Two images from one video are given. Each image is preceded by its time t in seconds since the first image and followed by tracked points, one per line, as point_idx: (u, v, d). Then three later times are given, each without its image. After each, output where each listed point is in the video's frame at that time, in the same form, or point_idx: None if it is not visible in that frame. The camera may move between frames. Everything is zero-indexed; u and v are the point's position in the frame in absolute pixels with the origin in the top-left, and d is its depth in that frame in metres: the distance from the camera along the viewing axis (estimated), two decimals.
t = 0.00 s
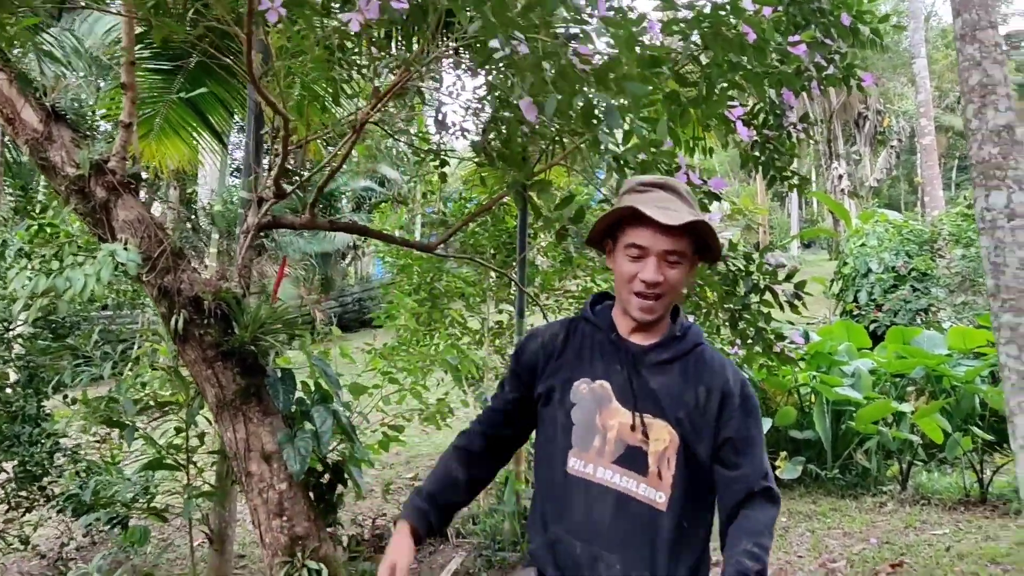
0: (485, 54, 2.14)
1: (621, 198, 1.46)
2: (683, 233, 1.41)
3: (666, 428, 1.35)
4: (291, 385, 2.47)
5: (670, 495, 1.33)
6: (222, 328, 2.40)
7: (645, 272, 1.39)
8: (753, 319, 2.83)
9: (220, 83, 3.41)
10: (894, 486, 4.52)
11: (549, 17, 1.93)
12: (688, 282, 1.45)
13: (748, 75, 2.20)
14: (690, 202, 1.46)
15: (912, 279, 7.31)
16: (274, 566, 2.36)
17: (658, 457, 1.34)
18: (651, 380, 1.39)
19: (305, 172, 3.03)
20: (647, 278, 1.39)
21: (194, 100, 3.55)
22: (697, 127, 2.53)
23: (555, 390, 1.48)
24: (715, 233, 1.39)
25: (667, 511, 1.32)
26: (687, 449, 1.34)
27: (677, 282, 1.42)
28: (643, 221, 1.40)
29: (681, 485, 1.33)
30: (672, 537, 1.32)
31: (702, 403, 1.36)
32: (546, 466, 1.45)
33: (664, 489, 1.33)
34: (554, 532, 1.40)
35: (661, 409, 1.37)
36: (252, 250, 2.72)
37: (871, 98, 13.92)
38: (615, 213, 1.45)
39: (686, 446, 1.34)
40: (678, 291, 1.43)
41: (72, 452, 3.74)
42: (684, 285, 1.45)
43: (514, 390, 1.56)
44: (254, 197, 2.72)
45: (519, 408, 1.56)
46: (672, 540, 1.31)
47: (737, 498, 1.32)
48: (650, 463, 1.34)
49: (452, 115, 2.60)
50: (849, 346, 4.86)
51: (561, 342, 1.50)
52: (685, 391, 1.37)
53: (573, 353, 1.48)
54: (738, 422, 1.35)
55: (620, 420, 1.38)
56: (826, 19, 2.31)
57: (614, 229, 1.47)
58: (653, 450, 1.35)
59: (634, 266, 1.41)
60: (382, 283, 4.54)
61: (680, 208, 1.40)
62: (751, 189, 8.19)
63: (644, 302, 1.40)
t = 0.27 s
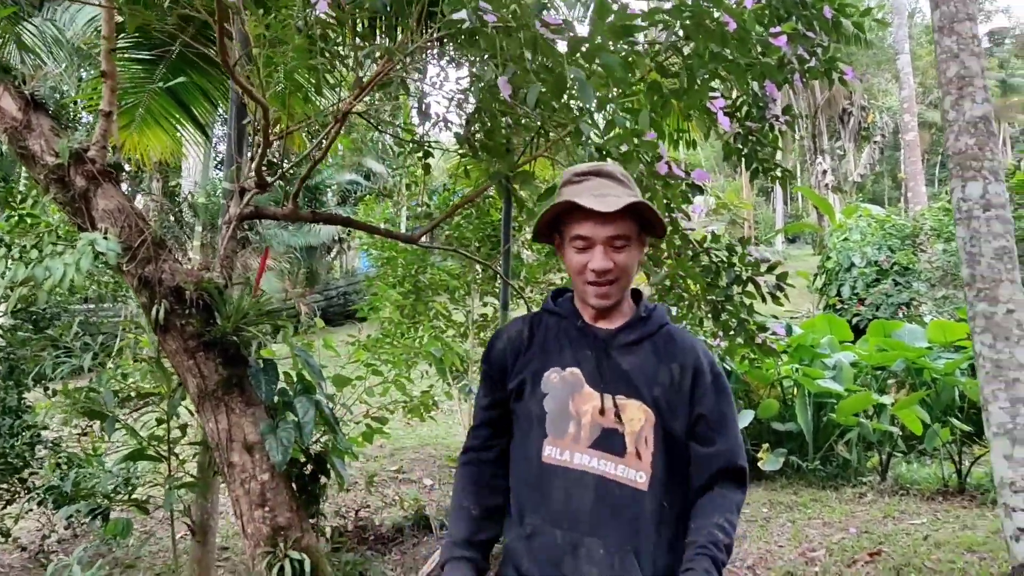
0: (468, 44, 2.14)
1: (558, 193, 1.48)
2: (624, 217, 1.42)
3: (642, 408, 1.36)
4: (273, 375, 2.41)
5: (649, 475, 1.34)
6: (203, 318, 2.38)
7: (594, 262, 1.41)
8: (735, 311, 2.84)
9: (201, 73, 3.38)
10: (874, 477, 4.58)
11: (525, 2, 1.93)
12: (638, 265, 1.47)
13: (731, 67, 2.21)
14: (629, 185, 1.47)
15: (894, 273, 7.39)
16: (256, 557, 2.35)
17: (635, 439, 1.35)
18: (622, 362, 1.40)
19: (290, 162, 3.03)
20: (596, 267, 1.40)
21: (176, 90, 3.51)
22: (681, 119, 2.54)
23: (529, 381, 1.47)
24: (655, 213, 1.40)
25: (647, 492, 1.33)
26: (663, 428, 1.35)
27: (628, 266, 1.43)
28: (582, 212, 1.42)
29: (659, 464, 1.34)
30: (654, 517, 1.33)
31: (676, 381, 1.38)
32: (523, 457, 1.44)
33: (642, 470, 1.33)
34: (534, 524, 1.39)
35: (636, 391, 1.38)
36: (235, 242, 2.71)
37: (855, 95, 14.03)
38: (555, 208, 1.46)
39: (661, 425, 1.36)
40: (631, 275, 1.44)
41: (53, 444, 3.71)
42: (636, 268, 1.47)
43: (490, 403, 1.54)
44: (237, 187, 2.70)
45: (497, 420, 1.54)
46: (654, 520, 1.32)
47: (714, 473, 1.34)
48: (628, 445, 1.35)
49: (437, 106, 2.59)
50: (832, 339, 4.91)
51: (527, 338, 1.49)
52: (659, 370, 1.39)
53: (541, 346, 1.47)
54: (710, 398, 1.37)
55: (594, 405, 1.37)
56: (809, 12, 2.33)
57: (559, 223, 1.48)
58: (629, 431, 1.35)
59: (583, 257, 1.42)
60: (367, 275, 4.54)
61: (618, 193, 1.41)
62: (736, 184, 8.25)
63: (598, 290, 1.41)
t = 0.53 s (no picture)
0: (454, 30, 2.13)
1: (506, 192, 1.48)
2: (570, 210, 1.41)
3: (612, 393, 1.33)
4: (258, 363, 2.42)
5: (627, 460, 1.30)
6: (188, 306, 2.37)
7: (540, 256, 1.40)
8: (720, 299, 2.86)
9: (186, 59, 3.34)
10: (855, 464, 4.63)
11: None
12: (590, 259, 1.45)
13: (715, 55, 2.22)
14: (573, 178, 1.46)
15: (878, 263, 7.46)
16: (241, 544, 2.35)
17: (609, 425, 1.31)
18: (589, 349, 1.38)
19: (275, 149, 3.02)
20: (544, 262, 1.39)
21: (160, 77, 3.47)
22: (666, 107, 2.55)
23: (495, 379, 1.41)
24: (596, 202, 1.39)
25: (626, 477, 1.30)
26: (635, 413, 1.33)
27: (579, 259, 1.41)
28: (526, 208, 1.41)
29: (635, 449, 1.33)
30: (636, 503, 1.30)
31: (644, 364, 1.38)
32: (493, 458, 1.38)
33: (620, 455, 1.30)
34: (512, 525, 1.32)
35: (605, 376, 1.35)
36: (220, 230, 2.70)
37: (841, 86, 14.11)
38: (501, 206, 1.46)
39: (634, 409, 1.34)
40: (583, 267, 1.42)
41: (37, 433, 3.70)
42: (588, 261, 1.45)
43: (458, 412, 1.48)
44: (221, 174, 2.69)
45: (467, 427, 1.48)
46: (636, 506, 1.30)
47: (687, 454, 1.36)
48: (604, 432, 1.31)
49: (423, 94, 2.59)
50: (815, 328, 4.95)
51: (490, 341, 1.45)
52: (628, 353, 1.38)
53: (506, 345, 1.43)
54: (678, 377, 1.39)
55: (565, 394, 1.33)
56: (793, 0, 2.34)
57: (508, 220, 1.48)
58: (601, 416, 1.32)
59: (531, 253, 1.41)
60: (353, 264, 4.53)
61: (559, 185, 1.40)
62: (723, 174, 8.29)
63: (548, 285, 1.40)
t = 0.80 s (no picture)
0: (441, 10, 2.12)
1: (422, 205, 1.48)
2: (485, 205, 1.41)
3: (553, 394, 1.31)
4: (246, 344, 2.42)
5: (575, 462, 1.28)
6: (174, 287, 2.37)
7: (466, 253, 1.37)
8: (706, 281, 2.87)
9: (171, 41, 3.31)
10: (841, 446, 4.68)
11: None
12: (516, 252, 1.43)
13: (702, 36, 2.22)
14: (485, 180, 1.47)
15: (865, 248, 7.51)
16: (228, 525, 2.35)
17: (554, 429, 1.29)
18: (531, 353, 1.36)
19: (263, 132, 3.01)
20: (469, 256, 1.37)
21: (145, 58, 3.43)
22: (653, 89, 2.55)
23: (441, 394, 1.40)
24: (509, 189, 1.39)
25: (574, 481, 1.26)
26: (583, 413, 1.31)
27: (506, 251, 1.39)
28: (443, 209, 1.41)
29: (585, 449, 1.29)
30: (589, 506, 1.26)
31: (590, 361, 1.35)
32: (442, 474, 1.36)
33: (565, 458, 1.27)
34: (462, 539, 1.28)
35: (548, 378, 1.33)
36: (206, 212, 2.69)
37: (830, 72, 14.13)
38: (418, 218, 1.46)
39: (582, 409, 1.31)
40: (511, 259, 1.40)
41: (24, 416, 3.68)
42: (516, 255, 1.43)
43: (409, 435, 1.45)
44: (207, 156, 2.68)
45: (417, 452, 1.44)
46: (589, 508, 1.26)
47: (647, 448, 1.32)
48: (548, 435, 1.28)
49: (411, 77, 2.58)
50: (802, 312, 4.99)
51: (434, 358, 1.45)
52: (572, 352, 1.35)
53: (450, 358, 1.42)
54: (627, 372, 1.36)
55: (505, 401, 1.32)
56: None
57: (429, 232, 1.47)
58: (543, 420, 1.29)
59: (455, 252, 1.39)
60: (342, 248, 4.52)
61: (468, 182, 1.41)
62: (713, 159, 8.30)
63: (477, 280, 1.37)
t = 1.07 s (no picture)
0: None
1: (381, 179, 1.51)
2: (441, 171, 1.44)
3: (512, 362, 1.32)
4: (240, 326, 2.43)
5: (529, 430, 1.28)
6: (169, 268, 2.38)
7: (425, 218, 1.40)
8: (699, 264, 2.88)
9: (164, 23, 3.29)
10: (831, 429, 4.73)
11: None
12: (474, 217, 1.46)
13: (696, 18, 2.23)
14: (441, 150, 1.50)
15: (858, 234, 7.54)
16: (225, 504, 2.37)
17: (509, 397, 1.30)
18: (490, 323, 1.37)
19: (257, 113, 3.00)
20: (428, 220, 1.39)
21: (138, 40, 3.41)
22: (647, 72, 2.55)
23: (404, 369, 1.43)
24: (463, 155, 1.43)
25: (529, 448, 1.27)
26: (538, 380, 1.31)
27: (464, 214, 1.42)
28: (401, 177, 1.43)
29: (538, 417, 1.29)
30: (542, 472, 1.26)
31: (547, 330, 1.35)
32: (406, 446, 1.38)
33: (520, 426, 1.28)
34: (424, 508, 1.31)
35: (505, 346, 1.34)
36: (200, 195, 2.69)
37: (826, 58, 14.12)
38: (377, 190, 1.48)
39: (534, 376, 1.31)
40: (469, 223, 1.42)
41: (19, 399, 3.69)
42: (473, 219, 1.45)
43: (375, 413, 1.49)
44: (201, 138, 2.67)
45: (383, 427, 1.48)
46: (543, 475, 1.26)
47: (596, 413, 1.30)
48: (504, 404, 1.30)
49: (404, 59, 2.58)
50: (795, 297, 5.02)
51: (396, 335, 1.48)
52: (530, 320, 1.36)
53: (412, 334, 1.45)
54: (583, 340, 1.35)
55: (464, 372, 1.34)
56: None
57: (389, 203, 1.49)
58: (503, 390, 1.30)
59: (414, 218, 1.42)
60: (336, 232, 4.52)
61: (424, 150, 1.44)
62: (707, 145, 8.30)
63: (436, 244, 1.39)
